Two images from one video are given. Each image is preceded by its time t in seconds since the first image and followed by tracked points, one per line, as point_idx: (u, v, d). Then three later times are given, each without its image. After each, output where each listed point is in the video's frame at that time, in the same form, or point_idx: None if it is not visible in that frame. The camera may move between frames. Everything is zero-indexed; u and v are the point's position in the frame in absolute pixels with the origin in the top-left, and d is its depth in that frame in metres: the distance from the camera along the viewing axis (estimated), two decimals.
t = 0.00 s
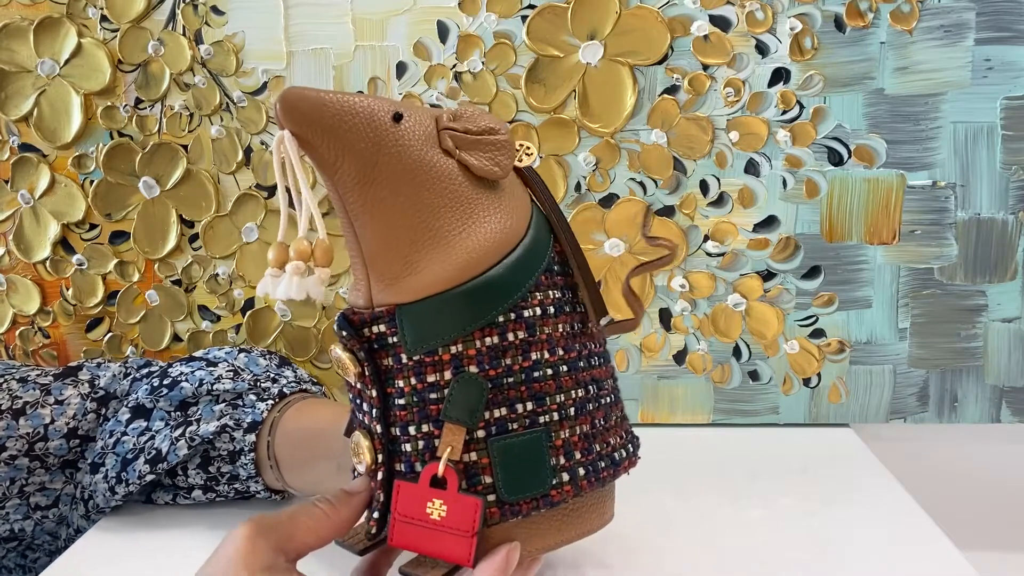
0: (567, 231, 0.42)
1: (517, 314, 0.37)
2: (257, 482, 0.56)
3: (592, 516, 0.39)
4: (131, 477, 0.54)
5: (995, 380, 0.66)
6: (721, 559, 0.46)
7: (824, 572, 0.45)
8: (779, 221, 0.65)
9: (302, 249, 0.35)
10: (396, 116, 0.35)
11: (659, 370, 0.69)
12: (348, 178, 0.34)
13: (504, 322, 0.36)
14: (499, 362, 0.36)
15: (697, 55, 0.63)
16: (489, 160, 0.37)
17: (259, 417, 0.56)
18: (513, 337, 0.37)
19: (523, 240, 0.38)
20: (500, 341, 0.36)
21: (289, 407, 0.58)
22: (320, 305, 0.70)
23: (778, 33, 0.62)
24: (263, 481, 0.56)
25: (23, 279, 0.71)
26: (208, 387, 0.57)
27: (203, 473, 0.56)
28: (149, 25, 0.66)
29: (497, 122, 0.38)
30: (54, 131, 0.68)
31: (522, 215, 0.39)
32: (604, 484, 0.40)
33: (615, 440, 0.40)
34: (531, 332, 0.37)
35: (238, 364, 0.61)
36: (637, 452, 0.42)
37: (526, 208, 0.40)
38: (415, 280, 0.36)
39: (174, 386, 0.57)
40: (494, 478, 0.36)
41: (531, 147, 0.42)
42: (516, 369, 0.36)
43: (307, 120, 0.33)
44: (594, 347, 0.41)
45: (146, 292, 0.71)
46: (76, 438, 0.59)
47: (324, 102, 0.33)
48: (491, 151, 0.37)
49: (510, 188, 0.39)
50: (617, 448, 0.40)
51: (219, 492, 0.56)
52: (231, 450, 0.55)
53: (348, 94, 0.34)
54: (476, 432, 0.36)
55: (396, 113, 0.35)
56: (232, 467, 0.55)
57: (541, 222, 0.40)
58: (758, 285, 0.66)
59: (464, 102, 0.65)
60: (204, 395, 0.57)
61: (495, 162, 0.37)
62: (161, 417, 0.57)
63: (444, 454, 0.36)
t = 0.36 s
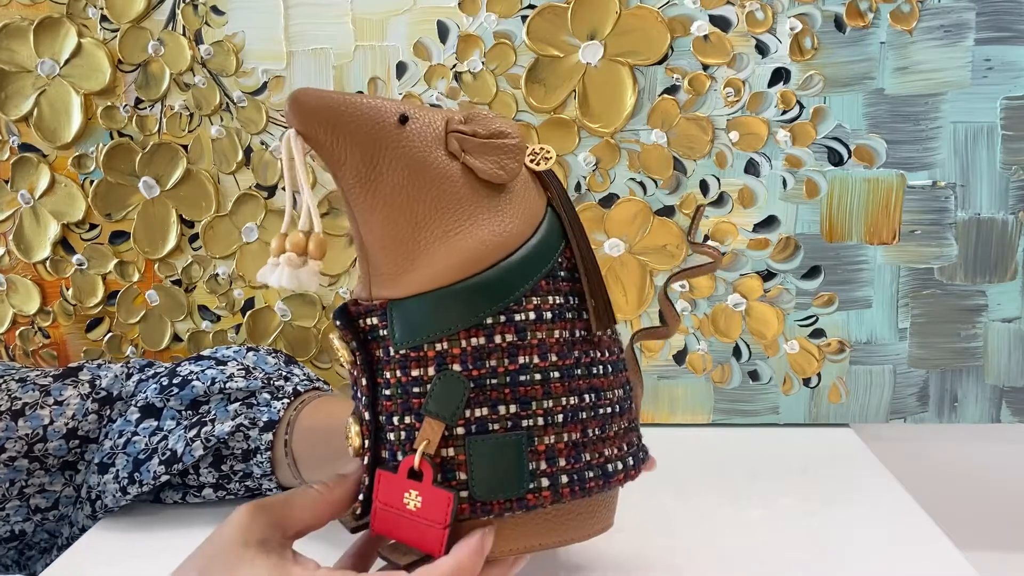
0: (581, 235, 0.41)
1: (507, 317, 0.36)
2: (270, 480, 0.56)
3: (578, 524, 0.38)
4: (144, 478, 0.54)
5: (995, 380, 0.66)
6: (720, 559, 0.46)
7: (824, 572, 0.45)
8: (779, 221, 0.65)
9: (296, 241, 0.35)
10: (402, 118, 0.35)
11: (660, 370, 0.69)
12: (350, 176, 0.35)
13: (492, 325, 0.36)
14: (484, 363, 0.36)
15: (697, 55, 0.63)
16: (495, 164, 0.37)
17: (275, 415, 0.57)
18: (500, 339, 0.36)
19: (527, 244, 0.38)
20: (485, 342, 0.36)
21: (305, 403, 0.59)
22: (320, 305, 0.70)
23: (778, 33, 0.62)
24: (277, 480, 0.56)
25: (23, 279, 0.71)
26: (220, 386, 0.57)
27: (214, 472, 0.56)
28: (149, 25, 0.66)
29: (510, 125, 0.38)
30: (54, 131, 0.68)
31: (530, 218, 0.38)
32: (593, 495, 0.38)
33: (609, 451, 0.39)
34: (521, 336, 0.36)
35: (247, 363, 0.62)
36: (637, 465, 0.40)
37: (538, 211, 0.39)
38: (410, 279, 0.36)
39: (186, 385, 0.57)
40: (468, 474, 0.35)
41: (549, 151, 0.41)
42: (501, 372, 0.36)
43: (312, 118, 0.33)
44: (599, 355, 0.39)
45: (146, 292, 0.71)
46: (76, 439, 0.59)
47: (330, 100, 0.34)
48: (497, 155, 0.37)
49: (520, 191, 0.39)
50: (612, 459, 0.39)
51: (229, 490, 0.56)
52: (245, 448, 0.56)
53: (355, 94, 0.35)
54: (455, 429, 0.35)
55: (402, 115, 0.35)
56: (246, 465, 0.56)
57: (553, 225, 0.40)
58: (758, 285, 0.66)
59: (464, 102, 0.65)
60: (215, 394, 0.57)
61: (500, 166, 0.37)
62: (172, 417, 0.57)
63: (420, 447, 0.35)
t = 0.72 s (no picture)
0: (580, 234, 0.41)
1: (502, 323, 0.36)
2: (270, 480, 0.56)
3: (571, 526, 0.38)
4: (144, 479, 0.54)
5: (995, 380, 0.66)
6: (720, 558, 0.46)
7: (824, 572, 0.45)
8: (779, 220, 0.65)
9: (287, 247, 0.35)
10: (396, 117, 0.35)
11: (660, 370, 0.69)
12: (342, 175, 0.35)
13: (486, 330, 0.36)
14: (477, 369, 0.36)
15: (697, 56, 0.63)
16: (491, 164, 0.36)
17: (275, 415, 0.57)
18: (495, 345, 0.36)
19: (523, 245, 0.37)
20: (480, 348, 0.36)
21: (308, 402, 0.59)
22: (320, 305, 0.70)
23: (778, 32, 0.62)
24: (277, 480, 0.56)
25: (23, 279, 0.71)
26: (219, 387, 0.57)
27: (215, 472, 0.56)
28: (149, 25, 0.66)
29: (510, 122, 0.38)
30: (55, 131, 0.68)
31: (527, 218, 0.38)
32: (588, 498, 0.38)
33: (604, 454, 0.39)
34: (516, 342, 0.36)
35: (246, 363, 0.61)
36: (633, 467, 0.40)
37: (535, 211, 0.39)
38: (405, 280, 0.36)
39: (184, 386, 0.57)
40: (460, 481, 0.36)
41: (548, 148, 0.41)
42: (495, 377, 0.36)
43: (305, 118, 0.33)
44: (595, 357, 0.39)
45: (146, 292, 0.71)
46: (74, 440, 0.59)
47: (322, 100, 0.34)
48: (494, 155, 0.36)
49: (517, 191, 0.38)
50: (607, 463, 0.39)
51: (230, 490, 0.57)
52: (245, 449, 0.56)
53: (348, 94, 0.35)
54: (448, 435, 0.36)
55: (395, 114, 0.35)
56: (246, 466, 0.56)
57: (550, 225, 0.40)
58: (758, 285, 0.66)
59: (464, 102, 0.65)
60: (214, 395, 0.57)
61: (496, 166, 0.36)
62: (170, 418, 0.57)
63: (413, 454, 0.36)
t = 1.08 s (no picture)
0: (581, 238, 0.41)
1: (505, 324, 0.36)
2: (270, 482, 0.56)
3: (572, 527, 0.38)
4: (145, 479, 0.54)
5: (995, 380, 0.66)
6: (720, 558, 0.46)
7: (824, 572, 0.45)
8: (779, 221, 0.65)
9: (292, 248, 0.35)
10: (401, 120, 0.35)
11: (660, 370, 0.69)
12: (347, 177, 0.35)
13: (489, 332, 0.36)
14: (480, 370, 0.36)
15: (697, 56, 0.63)
16: (495, 167, 0.36)
17: (276, 418, 0.57)
18: (497, 347, 0.36)
19: (525, 247, 0.37)
20: (483, 349, 0.36)
21: (310, 404, 0.59)
22: (320, 305, 0.70)
23: (778, 32, 0.62)
24: (277, 482, 0.56)
25: (23, 279, 0.71)
26: (222, 389, 0.57)
27: (215, 474, 0.56)
28: (149, 25, 0.66)
29: (512, 126, 0.38)
30: (54, 131, 0.68)
31: (530, 221, 0.38)
32: (587, 499, 0.38)
33: (604, 455, 0.39)
34: (518, 344, 0.36)
35: (249, 365, 0.62)
36: (632, 468, 0.40)
37: (538, 215, 0.39)
38: (408, 282, 0.36)
39: (187, 388, 0.57)
40: (462, 482, 0.36)
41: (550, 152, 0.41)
42: (497, 378, 0.36)
43: (311, 118, 0.33)
44: (595, 359, 0.39)
45: (146, 292, 0.71)
46: (75, 440, 0.59)
47: (329, 101, 0.34)
48: (498, 158, 0.36)
49: (520, 194, 0.38)
50: (606, 464, 0.39)
51: (230, 492, 0.57)
52: (246, 451, 0.56)
53: (355, 95, 0.35)
54: (450, 435, 0.36)
55: (401, 117, 0.35)
56: (247, 468, 0.56)
57: (552, 229, 0.39)
58: (758, 285, 0.66)
59: (464, 102, 0.65)
60: (217, 396, 0.57)
61: (500, 169, 0.36)
62: (172, 418, 0.57)
63: (415, 455, 0.35)
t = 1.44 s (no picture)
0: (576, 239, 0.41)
1: (504, 314, 0.36)
2: (270, 482, 0.56)
3: (573, 522, 0.38)
4: (143, 478, 0.54)
5: (995, 380, 0.66)
6: (720, 558, 0.46)
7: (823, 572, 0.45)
8: (779, 221, 0.65)
9: (301, 237, 0.35)
10: (404, 122, 0.36)
11: (660, 370, 0.69)
12: (352, 177, 0.35)
13: (488, 321, 0.36)
14: (480, 358, 0.36)
15: (697, 56, 0.63)
16: (494, 167, 0.37)
17: (275, 417, 0.57)
18: (497, 336, 0.36)
19: (523, 245, 0.38)
20: (483, 338, 0.36)
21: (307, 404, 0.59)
22: (320, 305, 0.70)
23: (778, 32, 0.62)
24: (277, 482, 0.56)
25: (23, 279, 0.71)
26: (220, 388, 0.57)
27: (214, 473, 0.56)
28: (149, 25, 0.66)
29: (507, 131, 0.38)
30: (54, 131, 0.68)
31: (527, 221, 0.39)
32: (586, 493, 0.38)
33: (602, 451, 0.39)
34: (517, 334, 0.36)
35: (247, 364, 0.62)
36: (629, 466, 0.40)
37: (533, 216, 0.39)
38: (410, 279, 0.36)
39: (186, 387, 0.57)
40: (464, 469, 0.35)
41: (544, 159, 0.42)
42: (497, 366, 0.36)
43: (318, 119, 0.34)
44: (591, 357, 0.40)
45: (146, 292, 0.71)
46: (76, 440, 0.59)
47: (335, 103, 0.34)
48: (497, 159, 0.37)
49: (517, 195, 0.39)
50: (604, 460, 0.39)
51: (228, 492, 0.57)
52: (245, 450, 0.56)
53: (359, 98, 0.35)
54: (451, 423, 0.35)
55: (403, 118, 0.36)
56: (246, 467, 0.56)
57: (547, 231, 0.40)
58: (758, 285, 0.66)
59: (464, 102, 0.65)
60: (215, 396, 0.57)
61: (498, 170, 0.37)
62: (171, 418, 0.57)
63: (417, 441, 0.35)
